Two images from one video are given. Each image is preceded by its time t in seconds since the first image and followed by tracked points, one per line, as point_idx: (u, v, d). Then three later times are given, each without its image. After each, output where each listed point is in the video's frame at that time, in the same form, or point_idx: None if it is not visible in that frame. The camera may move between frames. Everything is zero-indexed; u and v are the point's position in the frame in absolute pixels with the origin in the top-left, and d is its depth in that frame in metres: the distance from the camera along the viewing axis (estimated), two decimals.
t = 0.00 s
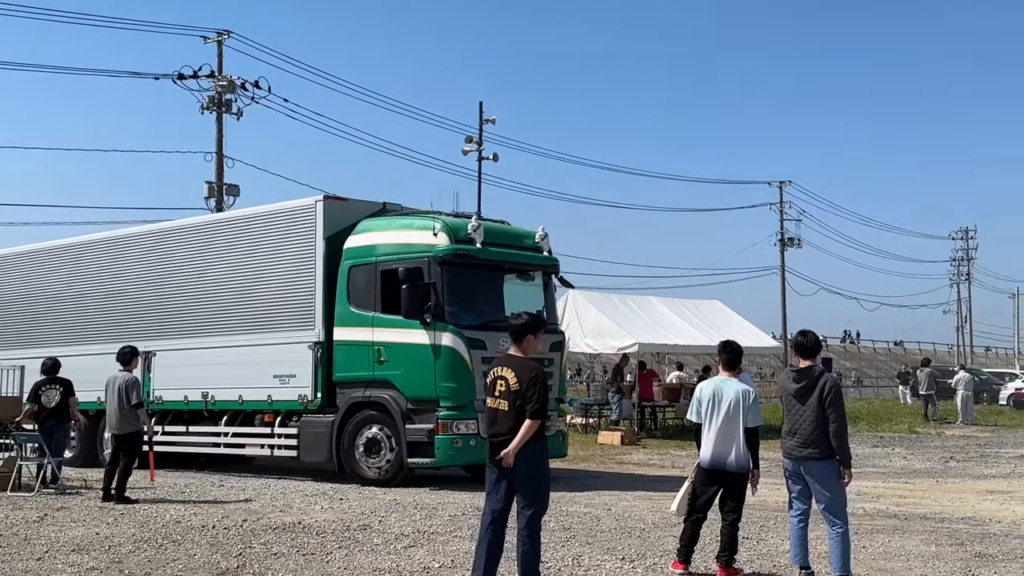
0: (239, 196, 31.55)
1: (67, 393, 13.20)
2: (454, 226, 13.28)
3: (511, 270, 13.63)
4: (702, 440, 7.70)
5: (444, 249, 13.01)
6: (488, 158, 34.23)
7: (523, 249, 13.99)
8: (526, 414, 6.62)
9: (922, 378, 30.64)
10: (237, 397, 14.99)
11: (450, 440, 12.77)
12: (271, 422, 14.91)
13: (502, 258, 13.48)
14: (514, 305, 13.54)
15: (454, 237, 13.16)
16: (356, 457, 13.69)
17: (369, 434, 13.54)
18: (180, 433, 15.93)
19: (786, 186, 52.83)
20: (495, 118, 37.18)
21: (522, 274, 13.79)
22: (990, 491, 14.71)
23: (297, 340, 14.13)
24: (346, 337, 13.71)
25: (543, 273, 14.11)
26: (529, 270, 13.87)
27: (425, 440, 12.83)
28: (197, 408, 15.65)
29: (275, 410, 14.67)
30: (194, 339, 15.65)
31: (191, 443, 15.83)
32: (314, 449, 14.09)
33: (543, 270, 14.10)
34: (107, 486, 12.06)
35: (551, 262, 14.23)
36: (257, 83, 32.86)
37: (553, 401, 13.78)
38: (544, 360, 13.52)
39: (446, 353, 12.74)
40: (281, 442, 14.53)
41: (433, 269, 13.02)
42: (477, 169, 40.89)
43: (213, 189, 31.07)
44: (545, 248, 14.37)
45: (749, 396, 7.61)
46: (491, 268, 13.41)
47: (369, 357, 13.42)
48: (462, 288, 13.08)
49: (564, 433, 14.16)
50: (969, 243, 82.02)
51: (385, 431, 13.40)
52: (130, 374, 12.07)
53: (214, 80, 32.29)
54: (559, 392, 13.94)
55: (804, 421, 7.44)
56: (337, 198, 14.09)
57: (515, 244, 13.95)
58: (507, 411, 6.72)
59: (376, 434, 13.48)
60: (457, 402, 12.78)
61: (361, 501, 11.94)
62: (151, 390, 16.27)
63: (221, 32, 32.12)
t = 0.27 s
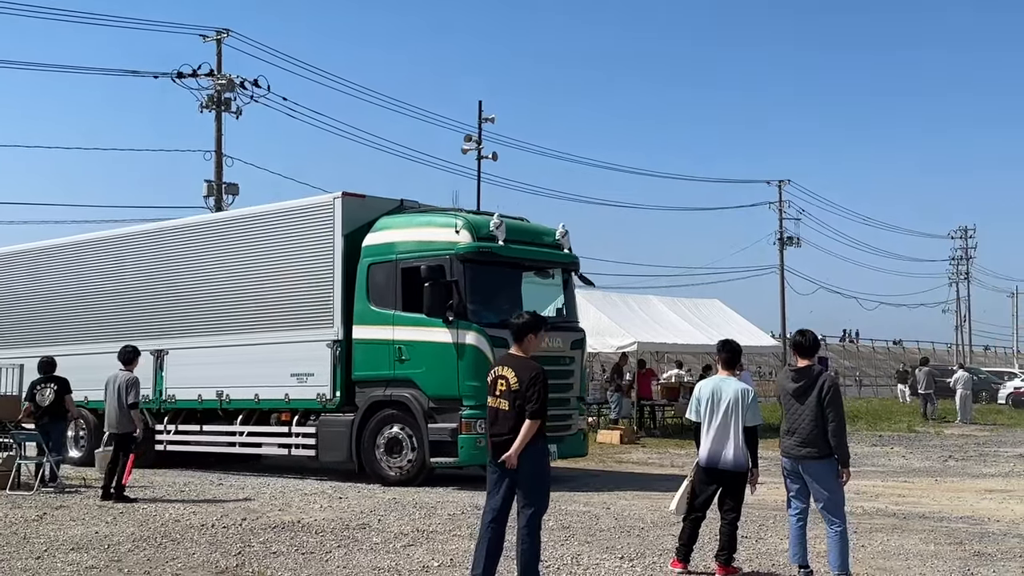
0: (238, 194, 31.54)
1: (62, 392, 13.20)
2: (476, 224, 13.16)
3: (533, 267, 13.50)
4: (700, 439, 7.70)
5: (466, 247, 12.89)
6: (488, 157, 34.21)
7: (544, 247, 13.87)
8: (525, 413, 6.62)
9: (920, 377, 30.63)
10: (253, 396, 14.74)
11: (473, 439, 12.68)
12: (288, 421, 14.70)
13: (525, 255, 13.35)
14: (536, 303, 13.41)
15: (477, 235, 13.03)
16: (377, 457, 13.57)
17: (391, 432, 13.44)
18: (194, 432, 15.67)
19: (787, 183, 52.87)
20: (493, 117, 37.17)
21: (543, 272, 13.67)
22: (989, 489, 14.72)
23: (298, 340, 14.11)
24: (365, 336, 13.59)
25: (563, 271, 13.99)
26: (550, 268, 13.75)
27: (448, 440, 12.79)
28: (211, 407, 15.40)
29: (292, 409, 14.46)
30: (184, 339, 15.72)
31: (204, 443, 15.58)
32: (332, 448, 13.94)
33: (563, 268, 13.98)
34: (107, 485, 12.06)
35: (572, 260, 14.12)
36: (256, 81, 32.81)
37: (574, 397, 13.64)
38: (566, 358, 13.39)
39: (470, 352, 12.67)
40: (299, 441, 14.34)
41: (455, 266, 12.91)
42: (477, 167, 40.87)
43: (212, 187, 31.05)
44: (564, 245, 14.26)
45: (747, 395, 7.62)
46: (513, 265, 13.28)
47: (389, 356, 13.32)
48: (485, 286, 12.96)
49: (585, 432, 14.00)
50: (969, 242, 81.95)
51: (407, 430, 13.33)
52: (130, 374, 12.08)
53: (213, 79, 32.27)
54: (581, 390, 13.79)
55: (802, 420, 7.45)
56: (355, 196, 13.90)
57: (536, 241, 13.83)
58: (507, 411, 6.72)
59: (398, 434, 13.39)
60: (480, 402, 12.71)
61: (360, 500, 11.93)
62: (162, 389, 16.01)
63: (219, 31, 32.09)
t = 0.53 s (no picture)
0: (237, 193, 31.53)
1: (58, 389, 13.22)
2: (500, 221, 13.09)
3: (554, 264, 13.47)
4: (700, 438, 7.70)
5: (490, 244, 12.81)
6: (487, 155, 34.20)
7: (565, 244, 13.84)
8: (526, 412, 6.62)
9: (919, 376, 30.66)
10: (270, 394, 14.74)
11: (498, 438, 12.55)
12: (306, 420, 14.67)
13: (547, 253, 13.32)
14: (559, 300, 13.39)
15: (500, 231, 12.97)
16: (399, 457, 13.51)
17: (413, 431, 13.39)
18: (209, 430, 15.68)
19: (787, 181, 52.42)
20: (492, 116, 37.17)
21: (565, 269, 13.64)
22: (988, 488, 14.73)
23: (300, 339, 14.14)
24: (387, 334, 13.56)
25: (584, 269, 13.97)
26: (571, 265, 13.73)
27: (472, 439, 12.74)
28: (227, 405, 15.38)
29: (311, 407, 14.46)
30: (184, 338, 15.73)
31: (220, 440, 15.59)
32: (351, 447, 13.91)
33: (583, 265, 13.96)
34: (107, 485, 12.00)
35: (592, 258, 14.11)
36: (255, 80, 32.79)
37: (596, 395, 13.67)
38: (589, 356, 13.46)
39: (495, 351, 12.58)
40: (319, 440, 14.31)
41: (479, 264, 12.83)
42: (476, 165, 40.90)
43: (211, 186, 31.04)
44: (585, 243, 14.28)
45: (747, 394, 7.63)
46: (536, 263, 13.23)
47: (411, 354, 13.30)
48: (509, 284, 12.88)
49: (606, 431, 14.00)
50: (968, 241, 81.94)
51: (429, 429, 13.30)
52: (131, 373, 12.07)
53: (212, 78, 32.26)
54: (602, 388, 13.83)
55: (801, 419, 7.44)
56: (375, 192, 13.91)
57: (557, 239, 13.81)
58: (507, 410, 6.72)
59: (420, 433, 13.34)
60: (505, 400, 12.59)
61: (359, 498, 11.93)
62: (176, 387, 15.98)
63: (219, 30, 32.08)
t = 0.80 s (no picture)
0: (237, 191, 31.52)
1: (54, 386, 13.23)
2: (526, 217, 13.08)
3: (579, 261, 13.47)
4: (700, 436, 7.69)
5: (515, 241, 12.79)
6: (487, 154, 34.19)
7: (589, 242, 13.84)
8: (527, 411, 6.61)
9: (919, 375, 30.67)
10: (289, 392, 14.73)
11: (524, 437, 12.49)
12: (326, 417, 14.63)
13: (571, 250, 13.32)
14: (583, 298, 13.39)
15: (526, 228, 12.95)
16: (422, 455, 13.43)
17: (436, 429, 13.33)
18: (226, 428, 15.67)
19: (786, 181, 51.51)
20: (491, 114, 37.17)
21: (589, 266, 13.64)
22: (988, 487, 14.74)
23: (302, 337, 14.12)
24: (410, 331, 13.51)
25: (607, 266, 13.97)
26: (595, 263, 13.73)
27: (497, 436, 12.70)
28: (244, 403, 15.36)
29: (331, 405, 14.43)
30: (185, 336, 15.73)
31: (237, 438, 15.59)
32: (374, 445, 13.88)
33: (606, 263, 13.96)
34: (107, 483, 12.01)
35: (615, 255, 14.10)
36: (255, 78, 32.78)
37: (620, 395, 13.72)
38: (613, 354, 13.52)
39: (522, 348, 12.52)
40: (339, 438, 14.26)
41: (504, 260, 12.80)
42: (476, 164, 40.90)
43: (211, 184, 31.03)
44: (609, 241, 14.27)
45: (746, 393, 7.63)
46: (560, 260, 13.22)
47: (435, 352, 13.23)
48: (534, 281, 12.87)
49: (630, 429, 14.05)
50: (968, 240, 81.94)
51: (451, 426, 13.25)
52: (130, 372, 12.07)
53: (212, 76, 32.23)
54: (627, 386, 13.88)
55: (801, 418, 7.44)
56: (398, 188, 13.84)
57: (582, 236, 13.80)
58: (507, 408, 6.71)
59: (443, 431, 13.28)
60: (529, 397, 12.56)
61: (359, 497, 11.93)
62: (191, 384, 15.94)
63: (218, 28, 32.06)
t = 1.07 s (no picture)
0: (237, 189, 31.52)
1: (52, 385, 13.17)
2: (553, 214, 12.94)
3: (605, 258, 13.36)
4: (700, 434, 7.69)
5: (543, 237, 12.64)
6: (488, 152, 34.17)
7: (614, 239, 13.73)
8: (524, 408, 6.61)
9: (919, 373, 30.66)
10: (308, 390, 14.64)
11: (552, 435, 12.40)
12: (345, 415, 14.53)
13: (597, 247, 13.20)
14: (608, 296, 13.31)
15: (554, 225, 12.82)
16: (445, 454, 13.25)
17: (460, 428, 13.15)
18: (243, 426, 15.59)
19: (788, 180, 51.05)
20: (490, 112, 37.16)
21: (614, 264, 13.55)
22: (988, 485, 14.73)
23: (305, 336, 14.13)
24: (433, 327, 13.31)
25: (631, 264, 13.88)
26: (620, 260, 13.64)
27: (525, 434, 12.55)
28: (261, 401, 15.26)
29: (351, 403, 14.32)
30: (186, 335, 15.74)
31: (253, 437, 15.49)
32: (395, 443, 13.67)
33: (631, 261, 13.88)
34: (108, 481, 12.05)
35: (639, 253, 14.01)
36: (255, 76, 32.76)
37: (645, 393, 13.69)
38: (637, 353, 13.51)
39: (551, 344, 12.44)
40: (359, 436, 14.14)
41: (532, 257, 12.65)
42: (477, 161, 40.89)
43: (211, 183, 31.04)
44: (633, 238, 14.19)
45: (746, 391, 7.63)
46: (587, 257, 13.10)
47: (460, 348, 13.00)
48: (561, 278, 12.74)
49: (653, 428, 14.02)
50: (968, 238, 81.94)
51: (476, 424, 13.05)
52: (129, 369, 12.06)
53: (212, 74, 32.22)
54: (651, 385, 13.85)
55: (801, 416, 7.44)
56: (420, 184, 13.67)
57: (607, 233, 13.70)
58: (506, 407, 6.71)
59: (466, 430, 13.10)
60: (558, 395, 12.48)
61: (359, 495, 11.92)
62: (206, 382, 15.94)
63: (219, 26, 32.05)
